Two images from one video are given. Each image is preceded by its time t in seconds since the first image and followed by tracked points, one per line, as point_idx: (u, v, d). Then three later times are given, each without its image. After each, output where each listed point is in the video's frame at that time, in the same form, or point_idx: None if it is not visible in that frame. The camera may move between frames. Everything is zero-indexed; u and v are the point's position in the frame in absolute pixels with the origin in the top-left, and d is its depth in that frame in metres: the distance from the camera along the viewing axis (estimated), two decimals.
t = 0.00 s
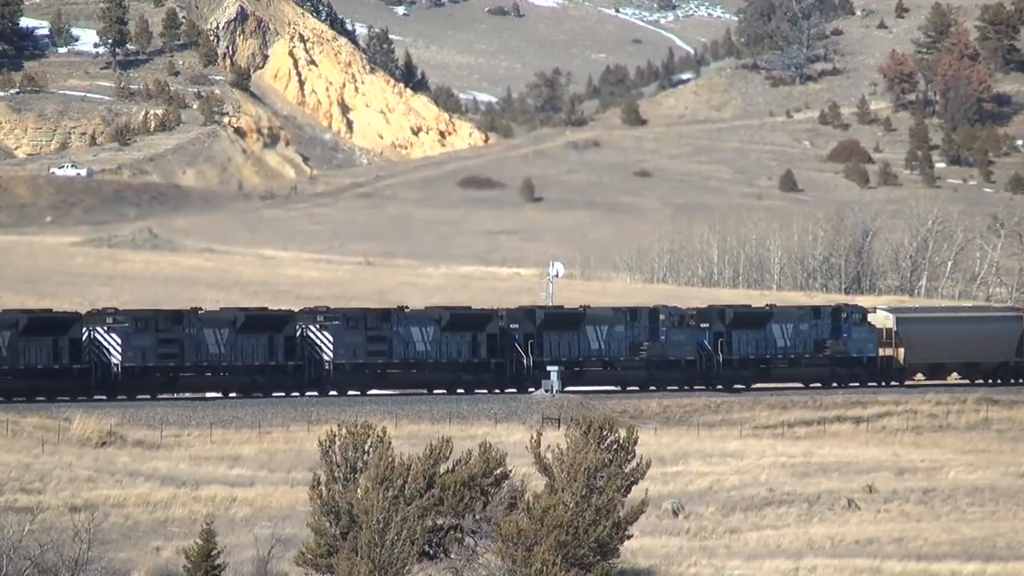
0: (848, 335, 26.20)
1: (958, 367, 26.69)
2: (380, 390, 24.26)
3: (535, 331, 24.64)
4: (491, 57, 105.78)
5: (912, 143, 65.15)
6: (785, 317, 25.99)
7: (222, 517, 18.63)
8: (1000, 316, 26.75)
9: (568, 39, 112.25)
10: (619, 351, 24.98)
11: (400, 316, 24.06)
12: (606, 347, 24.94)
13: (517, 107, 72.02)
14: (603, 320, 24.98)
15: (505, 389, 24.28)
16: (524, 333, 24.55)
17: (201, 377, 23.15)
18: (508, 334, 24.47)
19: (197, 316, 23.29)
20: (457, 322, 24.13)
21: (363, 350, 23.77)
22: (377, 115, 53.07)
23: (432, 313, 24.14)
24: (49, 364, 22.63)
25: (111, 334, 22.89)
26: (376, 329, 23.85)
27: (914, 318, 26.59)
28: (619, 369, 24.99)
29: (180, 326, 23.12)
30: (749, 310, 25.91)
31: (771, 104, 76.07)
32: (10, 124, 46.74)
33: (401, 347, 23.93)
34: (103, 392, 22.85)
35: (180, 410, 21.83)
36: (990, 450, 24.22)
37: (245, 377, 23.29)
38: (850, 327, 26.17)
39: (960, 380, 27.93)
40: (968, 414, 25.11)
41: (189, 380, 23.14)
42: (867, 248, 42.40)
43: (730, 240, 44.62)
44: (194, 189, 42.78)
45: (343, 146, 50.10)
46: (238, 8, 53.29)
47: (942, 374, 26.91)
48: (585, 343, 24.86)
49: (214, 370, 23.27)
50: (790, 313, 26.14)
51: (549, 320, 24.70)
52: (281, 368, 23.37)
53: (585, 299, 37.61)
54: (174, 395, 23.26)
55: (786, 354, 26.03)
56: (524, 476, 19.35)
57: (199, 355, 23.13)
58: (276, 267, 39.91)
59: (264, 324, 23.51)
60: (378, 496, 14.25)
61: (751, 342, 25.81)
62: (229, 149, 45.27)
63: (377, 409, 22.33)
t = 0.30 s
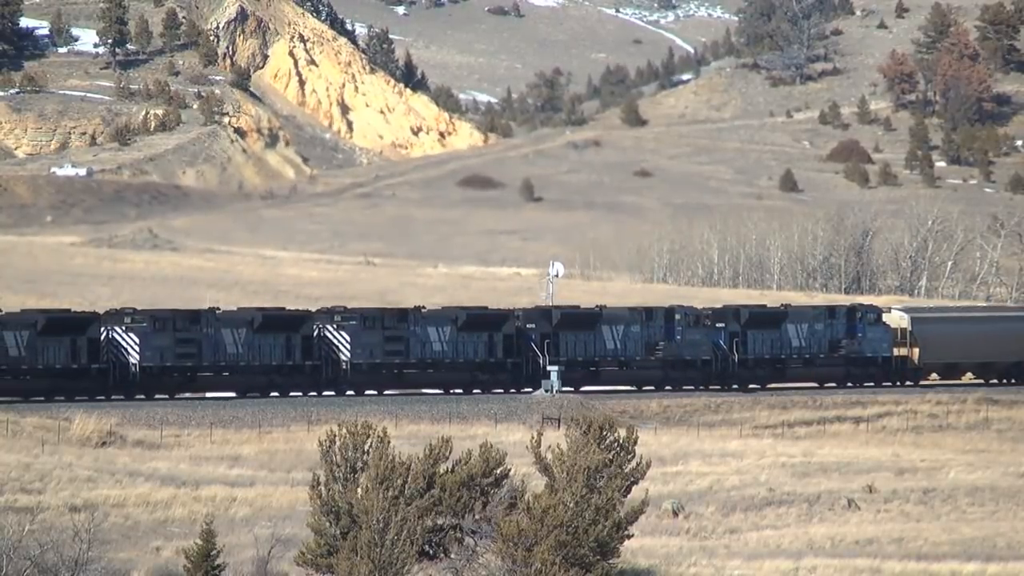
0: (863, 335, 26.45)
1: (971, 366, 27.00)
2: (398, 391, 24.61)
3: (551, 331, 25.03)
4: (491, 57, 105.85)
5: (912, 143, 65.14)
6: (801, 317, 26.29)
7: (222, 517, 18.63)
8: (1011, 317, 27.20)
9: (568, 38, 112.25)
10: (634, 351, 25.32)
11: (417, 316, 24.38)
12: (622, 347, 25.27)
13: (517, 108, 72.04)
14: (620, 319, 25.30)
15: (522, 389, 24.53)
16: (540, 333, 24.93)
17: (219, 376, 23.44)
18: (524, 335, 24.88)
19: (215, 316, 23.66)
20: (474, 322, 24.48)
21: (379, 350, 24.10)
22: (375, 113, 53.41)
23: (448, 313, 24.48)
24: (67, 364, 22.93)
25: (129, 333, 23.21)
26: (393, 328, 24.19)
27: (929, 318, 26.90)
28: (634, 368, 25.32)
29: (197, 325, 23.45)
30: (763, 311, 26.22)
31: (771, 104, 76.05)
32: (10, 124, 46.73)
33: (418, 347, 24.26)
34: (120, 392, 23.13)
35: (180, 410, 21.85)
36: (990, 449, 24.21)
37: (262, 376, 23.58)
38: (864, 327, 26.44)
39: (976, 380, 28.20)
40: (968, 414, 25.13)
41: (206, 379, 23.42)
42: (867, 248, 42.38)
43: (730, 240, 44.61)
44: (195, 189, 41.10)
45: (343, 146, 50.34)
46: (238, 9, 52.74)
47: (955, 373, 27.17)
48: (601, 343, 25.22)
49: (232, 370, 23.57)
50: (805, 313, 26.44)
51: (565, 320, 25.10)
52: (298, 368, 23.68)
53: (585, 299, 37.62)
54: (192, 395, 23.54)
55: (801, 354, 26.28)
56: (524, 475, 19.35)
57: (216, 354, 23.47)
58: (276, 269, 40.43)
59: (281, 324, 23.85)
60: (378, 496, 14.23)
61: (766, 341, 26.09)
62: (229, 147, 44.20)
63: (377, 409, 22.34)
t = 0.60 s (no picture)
0: (878, 334, 26.89)
1: (986, 365, 27.35)
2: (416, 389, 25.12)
3: (568, 331, 25.40)
4: (492, 57, 105.93)
5: (912, 142, 65.13)
6: (816, 317, 26.73)
7: (222, 517, 18.63)
8: None
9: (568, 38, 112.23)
10: (650, 350, 25.73)
11: (433, 316, 24.86)
12: (637, 347, 25.66)
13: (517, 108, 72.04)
14: (636, 319, 25.72)
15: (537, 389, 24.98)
16: (557, 333, 25.30)
17: (236, 376, 24.05)
18: (540, 334, 25.25)
19: (233, 315, 24.23)
20: (489, 323, 24.92)
21: (396, 350, 24.60)
22: (374, 114, 52.69)
23: (464, 313, 24.94)
24: (85, 363, 23.55)
25: (146, 333, 23.85)
26: (409, 328, 24.67)
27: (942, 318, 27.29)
28: (650, 368, 25.78)
29: (215, 325, 24.07)
30: (779, 311, 26.66)
31: (771, 104, 76.02)
32: (10, 124, 46.76)
33: (434, 347, 24.73)
34: (138, 392, 23.81)
35: (181, 410, 21.84)
36: (990, 449, 24.21)
37: (279, 376, 24.18)
38: (879, 327, 26.88)
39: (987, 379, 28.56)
40: (968, 414, 25.12)
41: (223, 378, 24.05)
42: (867, 248, 42.65)
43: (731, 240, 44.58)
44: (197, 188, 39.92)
45: (342, 146, 48.97)
46: (239, 8, 53.27)
47: (970, 373, 27.57)
48: (617, 342, 25.58)
49: (250, 369, 24.18)
50: (820, 313, 26.86)
51: (581, 320, 25.45)
52: (315, 368, 24.22)
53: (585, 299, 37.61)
54: (210, 394, 24.19)
55: (816, 354, 26.70)
56: (524, 475, 19.33)
57: (234, 353, 24.08)
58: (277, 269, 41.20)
59: (298, 323, 24.39)
60: (378, 495, 14.23)
61: (782, 341, 26.51)
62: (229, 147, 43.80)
63: (378, 409, 22.33)
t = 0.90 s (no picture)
0: (892, 334, 27.21)
1: (1000, 365, 27.58)
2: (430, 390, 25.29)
3: (583, 331, 25.81)
4: (492, 57, 106.01)
5: (912, 142, 65.12)
6: (831, 317, 27.10)
7: (222, 517, 18.63)
8: None
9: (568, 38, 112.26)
10: (665, 350, 26.10)
11: (451, 315, 25.13)
12: (653, 346, 26.04)
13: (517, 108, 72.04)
14: (651, 319, 26.09)
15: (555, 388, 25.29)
16: (573, 332, 25.73)
17: (254, 375, 24.20)
18: (556, 334, 25.66)
19: (250, 315, 24.35)
20: (506, 322, 25.25)
21: (413, 350, 24.84)
22: (374, 114, 52.18)
23: (482, 313, 25.26)
24: (103, 363, 23.60)
25: (164, 333, 23.93)
26: (426, 328, 24.93)
27: (957, 318, 27.53)
28: (665, 367, 26.11)
29: (232, 325, 24.18)
30: (794, 311, 27.03)
31: (772, 104, 75.99)
32: (10, 124, 46.82)
33: (451, 347, 25.01)
34: (156, 391, 23.89)
35: (181, 410, 21.84)
36: (990, 449, 24.20)
37: (297, 376, 24.35)
38: (894, 326, 27.19)
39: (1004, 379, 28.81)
40: (968, 414, 25.12)
41: (241, 378, 24.18)
42: (867, 248, 42.66)
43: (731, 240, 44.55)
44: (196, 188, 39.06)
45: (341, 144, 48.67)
46: (238, 8, 53.42)
47: (984, 372, 27.83)
48: (633, 342, 25.96)
49: (267, 369, 24.35)
50: (835, 313, 27.21)
51: (597, 320, 25.85)
52: (333, 368, 24.39)
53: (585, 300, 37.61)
54: (227, 394, 24.30)
55: (831, 353, 27.08)
56: (524, 475, 19.34)
57: (252, 353, 24.21)
58: (278, 273, 40.83)
59: (316, 323, 24.57)
60: (378, 495, 14.24)
61: (797, 341, 26.91)
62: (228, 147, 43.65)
63: (378, 410, 22.34)
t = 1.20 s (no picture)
0: (907, 334, 27.88)
1: (1014, 364, 28.28)
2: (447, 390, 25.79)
3: (600, 331, 26.28)
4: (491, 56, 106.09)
5: (912, 142, 65.12)
6: (845, 317, 27.72)
7: (222, 517, 18.62)
8: None
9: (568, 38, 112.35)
10: (681, 350, 26.68)
11: (467, 315, 25.67)
12: (668, 346, 26.61)
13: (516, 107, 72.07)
14: (667, 319, 26.65)
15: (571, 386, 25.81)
16: (589, 332, 26.17)
17: (272, 374, 24.62)
18: (572, 333, 26.12)
19: (268, 315, 24.81)
20: (522, 322, 25.77)
21: (430, 349, 25.33)
22: (375, 113, 51.61)
23: (499, 312, 25.81)
24: (122, 363, 24.05)
25: (183, 333, 24.37)
26: (442, 328, 25.43)
27: (972, 318, 28.26)
28: (681, 366, 26.63)
29: (250, 325, 24.63)
30: (809, 312, 27.66)
31: (771, 104, 75.97)
32: (10, 125, 46.94)
33: (467, 347, 25.53)
34: (174, 391, 24.34)
35: (180, 410, 21.85)
36: (990, 449, 24.21)
37: (315, 376, 24.73)
38: (909, 326, 27.84)
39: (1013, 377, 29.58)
40: (968, 414, 25.15)
41: (259, 377, 24.57)
42: (867, 248, 43.61)
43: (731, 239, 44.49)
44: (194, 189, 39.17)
45: (342, 143, 48.00)
46: (239, 9, 53.54)
47: (998, 372, 28.54)
48: (648, 342, 26.51)
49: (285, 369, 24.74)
50: (850, 313, 27.86)
51: (613, 319, 26.32)
52: (350, 367, 24.82)
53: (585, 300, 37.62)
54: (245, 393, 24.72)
55: (846, 353, 27.72)
56: (524, 475, 19.35)
57: (270, 354, 24.67)
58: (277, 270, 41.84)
59: (333, 323, 25.06)
60: (378, 496, 14.27)
61: (812, 341, 27.54)
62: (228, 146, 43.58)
63: (378, 410, 22.33)
